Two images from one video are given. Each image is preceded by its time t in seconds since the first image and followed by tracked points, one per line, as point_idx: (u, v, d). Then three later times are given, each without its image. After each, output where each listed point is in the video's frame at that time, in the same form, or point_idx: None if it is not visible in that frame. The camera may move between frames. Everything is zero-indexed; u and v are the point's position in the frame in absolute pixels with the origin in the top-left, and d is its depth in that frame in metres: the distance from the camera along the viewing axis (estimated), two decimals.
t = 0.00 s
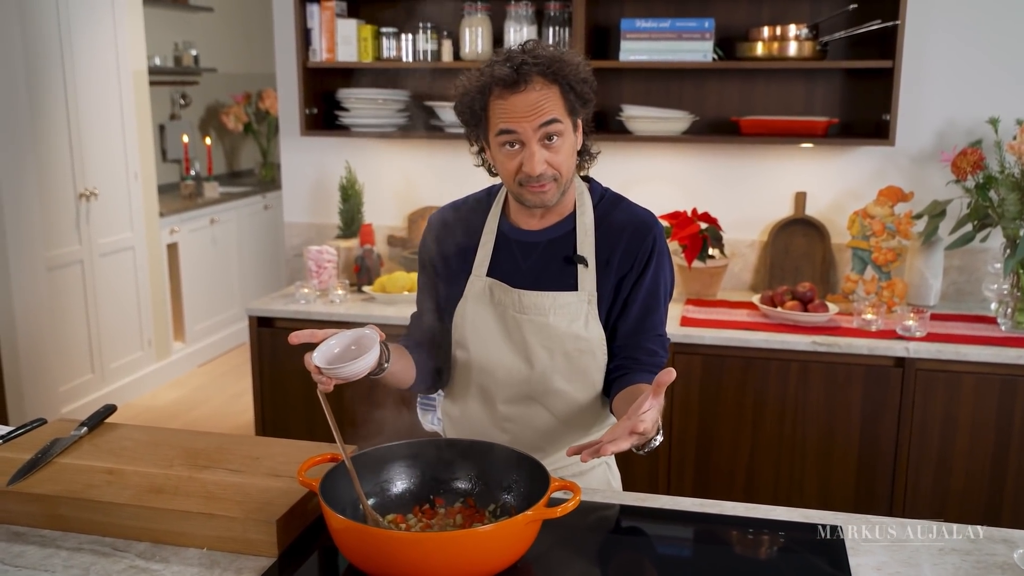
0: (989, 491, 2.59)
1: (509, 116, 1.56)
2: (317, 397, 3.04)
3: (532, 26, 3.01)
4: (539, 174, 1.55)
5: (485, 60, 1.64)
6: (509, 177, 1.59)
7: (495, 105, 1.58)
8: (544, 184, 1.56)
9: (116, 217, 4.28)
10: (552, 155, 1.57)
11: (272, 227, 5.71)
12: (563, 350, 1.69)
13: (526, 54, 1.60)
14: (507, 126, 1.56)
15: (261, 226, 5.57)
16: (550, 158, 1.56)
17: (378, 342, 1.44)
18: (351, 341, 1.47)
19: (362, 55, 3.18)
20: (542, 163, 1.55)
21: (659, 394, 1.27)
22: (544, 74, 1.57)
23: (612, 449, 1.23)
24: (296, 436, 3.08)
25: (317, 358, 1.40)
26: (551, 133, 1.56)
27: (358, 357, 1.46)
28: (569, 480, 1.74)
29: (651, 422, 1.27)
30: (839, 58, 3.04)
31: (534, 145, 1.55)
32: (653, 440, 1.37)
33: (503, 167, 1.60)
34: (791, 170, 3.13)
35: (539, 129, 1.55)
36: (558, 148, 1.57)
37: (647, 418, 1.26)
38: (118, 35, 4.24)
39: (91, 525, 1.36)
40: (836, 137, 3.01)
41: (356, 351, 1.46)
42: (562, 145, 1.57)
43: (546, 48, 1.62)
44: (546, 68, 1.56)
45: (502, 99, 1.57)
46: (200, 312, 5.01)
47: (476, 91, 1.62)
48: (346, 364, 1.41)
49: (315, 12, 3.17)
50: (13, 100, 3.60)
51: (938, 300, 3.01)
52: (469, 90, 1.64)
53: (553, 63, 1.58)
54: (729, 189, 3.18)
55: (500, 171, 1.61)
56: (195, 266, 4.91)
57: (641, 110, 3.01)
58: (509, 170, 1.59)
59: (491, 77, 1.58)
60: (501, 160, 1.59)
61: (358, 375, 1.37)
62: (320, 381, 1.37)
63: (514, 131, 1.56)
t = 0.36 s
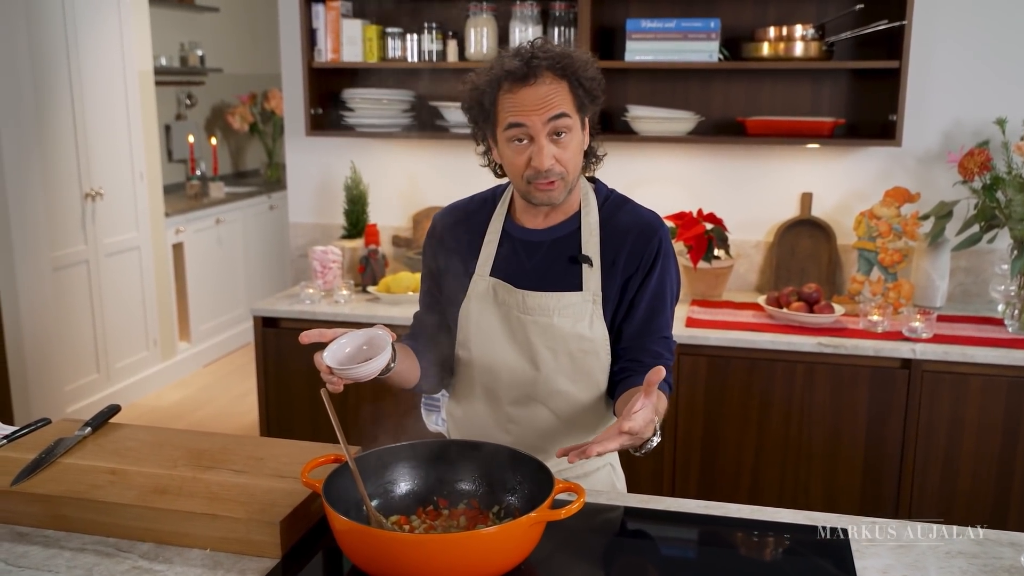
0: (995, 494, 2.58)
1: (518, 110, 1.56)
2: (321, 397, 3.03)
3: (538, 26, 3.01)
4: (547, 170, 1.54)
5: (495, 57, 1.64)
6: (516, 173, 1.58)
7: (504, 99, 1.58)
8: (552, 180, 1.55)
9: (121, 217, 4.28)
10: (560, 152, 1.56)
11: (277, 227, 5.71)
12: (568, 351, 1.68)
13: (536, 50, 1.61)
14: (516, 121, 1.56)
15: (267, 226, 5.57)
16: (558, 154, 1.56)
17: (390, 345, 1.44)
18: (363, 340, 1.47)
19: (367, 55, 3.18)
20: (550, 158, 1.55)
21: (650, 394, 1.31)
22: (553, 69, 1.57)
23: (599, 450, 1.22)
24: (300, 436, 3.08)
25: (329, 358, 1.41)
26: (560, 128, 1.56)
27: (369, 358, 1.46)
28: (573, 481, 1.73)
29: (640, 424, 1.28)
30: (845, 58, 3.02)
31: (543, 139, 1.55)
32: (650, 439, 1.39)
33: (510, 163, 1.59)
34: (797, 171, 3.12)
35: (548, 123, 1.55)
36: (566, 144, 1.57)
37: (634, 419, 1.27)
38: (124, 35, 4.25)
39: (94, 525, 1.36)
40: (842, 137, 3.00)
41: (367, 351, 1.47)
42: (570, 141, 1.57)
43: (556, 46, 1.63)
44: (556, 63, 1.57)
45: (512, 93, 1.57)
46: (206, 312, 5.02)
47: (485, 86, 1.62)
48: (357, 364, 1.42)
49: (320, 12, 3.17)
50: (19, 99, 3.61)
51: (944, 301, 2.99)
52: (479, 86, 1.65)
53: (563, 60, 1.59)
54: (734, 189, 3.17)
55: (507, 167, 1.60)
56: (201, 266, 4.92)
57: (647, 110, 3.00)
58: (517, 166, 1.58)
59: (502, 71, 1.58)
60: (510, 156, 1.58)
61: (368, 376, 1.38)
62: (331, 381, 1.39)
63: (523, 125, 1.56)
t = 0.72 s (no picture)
0: (1000, 493, 2.57)
1: (531, 89, 1.56)
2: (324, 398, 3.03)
3: (540, 25, 3.00)
4: (555, 151, 1.54)
5: (509, 43, 1.66)
6: (523, 156, 1.57)
7: (518, 78, 1.59)
8: (560, 164, 1.54)
9: (124, 217, 4.28)
10: (570, 136, 1.55)
11: (281, 227, 5.71)
12: (570, 352, 1.67)
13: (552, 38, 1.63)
14: (528, 99, 1.56)
15: (270, 227, 5.57)
16: (569, 138, 1.55)
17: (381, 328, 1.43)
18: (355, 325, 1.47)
19: (370, 55, 3.17)
20: (561, 140, 1.54)
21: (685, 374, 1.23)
22: (569, 56, 1.59)
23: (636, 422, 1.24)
24: (303, 437, 3.08)
25: (321, 340, 1.40)
26: (572, 112, 1.56)
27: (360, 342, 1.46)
28: (575, 482, 1.73)
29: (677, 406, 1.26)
30: (849, 56, 3.01)
31: (554, 121, 1.55)
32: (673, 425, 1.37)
33: (518, 145, 1.58)
34: (800, 170, 3.11)
35: (560, 105, 1.55)
36: (577, 130, 1.56)
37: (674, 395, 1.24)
38: (126, 34, 4.25)
39: (96, 526, 1.36)
40: (846, 135, 2.99)
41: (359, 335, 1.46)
42: (581, 128, 1.57)
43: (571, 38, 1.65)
44: (573, 50, 1.59)
45: (527, 72, 1.58)
46: (209, 312, 5.02)
47: (499, 68, 1.63)
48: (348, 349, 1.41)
49: (322, 12, 3.16)
50: (22, 99, 3.61)
51: (949, 300, 2.98)
52: (492, 70, 1.65)
53: (579, 49, 1.61)
54: (738, 188, 3.16)
55: (514, 150, 1.59)
56: (204, 266, 4.91)
57: (650, 109, 2.99)
58: (526, 147, 1.56)
59: (519, 51, 1.60)
60: (518, 137, 1.57)
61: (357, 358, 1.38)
62: (320, 364, 1.38)
63: (536, 105, 1.56)
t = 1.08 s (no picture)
0: (1006, 496, 2.56)
1: (537, 103, 1.55)
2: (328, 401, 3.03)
3: (543, 28, 3.00)
4: (559, 167, 1.54)
5: (518, 49, 1.64)
6: (525, 169, 1.57)
7: (524, 90, 1.57)
8: (562, 180, 1.54)
9: (129, 221, 4.29)
10: (573, 151, 1.55)
11: (285, 230, 5.72)
12: (574, 360, 1.67)
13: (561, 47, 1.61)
14: (533, 114, 1.56)
15: (274, 230, 5.58)
16: (572, 154, 1.55)
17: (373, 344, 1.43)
18: (347, 340, 1.47)
19: (373, 58, 3.17)
20: (563, 157, 1.54)
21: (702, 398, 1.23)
22: (577, 68, 1.57)
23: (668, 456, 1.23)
24: (308, 441, 3.08)
25: (313, 357, 1.40)
26: (576, 128, 1.55)
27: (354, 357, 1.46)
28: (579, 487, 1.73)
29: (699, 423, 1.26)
30: (852, 58, 3.01)
31: (558, 137, 1.54)
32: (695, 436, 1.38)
33: (521, 158, 1.58)
34: (804, 172, 3.10)
35: (566, 121, 1.55)
36: (581, 146, 1.56)
37: (696, 421, 1.25)
38: (130, 39, 4.26)
39: (99, 531, 1.35)
40: (850, 137, 2.98)
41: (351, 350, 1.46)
42: (585, 143, 1.56)
43: (581, 47, 1.63)
44: (581, 62, 1.58)
45: (533, 85, 1.56)
46: (214, 316, 5.02)
47: (506, 76, 1.62)
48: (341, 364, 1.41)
49: (325, 15, 3.17)
50: (27, 104, 3.62)
51: (954, 302, 2.97)
52: (498, 77, 1.64)
53: (587, 61, 1.59)
54: (742, 190, 3.16)
55: (516, 162, 1.59)
56: (208, 269, 4.92)
57: (654, 112, 2.99)
58: (528, 161, 1.57)
59: (526, 62, 1.58)
60: (521, 150, 1.57)
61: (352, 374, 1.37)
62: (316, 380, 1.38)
63: (541, 120, 1.55)
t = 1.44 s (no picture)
0: (1011, 497, 2.55)
1: (539, 106, 1.55)
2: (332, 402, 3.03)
3: (547, 29, 3.00)
4: (560, 171, 1.54)
5: (521, 50, 1.64)
6: (527, 173, 1.58)
7: (527, 92, 1.57)
8: (563, 184, 1.55)
9: (133, 222, 4.30)
10: (575, 155, 1.55)
11: (289, 232, 5.72)
12: (576, 362, 1.67)
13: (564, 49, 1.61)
14: (535, 117, 1.55)
15: (279, 231, 5.59)
16: (573, 158, 1.55)
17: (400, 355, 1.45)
18: (375, 348, 1.48)
19: (377, 59, 3.19)
20: (565, 161, 1.54)
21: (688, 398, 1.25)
22: (580, 71, 1.57)
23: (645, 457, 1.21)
24: (312, 442, 3.09)
25: (338, 365, 1.42)
26: (578, 132, 1.55)
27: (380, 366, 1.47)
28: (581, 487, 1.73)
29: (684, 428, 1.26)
30: (856, 58, 3.01)
31: (560, 141, 1.55)
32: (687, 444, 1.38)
33: (523, 161, 1.58)
34: (808, 172, 3.10)
35: (568, 125, 1.55)
36: (583, 149, 1.56)
37: (679, 422, 1.25)
38: (135, 40, 4.27)
39: (102, 531, 1.36)
40: (855, 137, 2.97)
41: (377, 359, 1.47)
42: (587, 147, 1.57)
43: (585, 49, 1.62)
44: (585, 65, 1.57)
45: (535, 87, 1.56)
46: (219, 317, 5.03)
47: (508, 78, 1.61)
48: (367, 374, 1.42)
49: (329, 17, 3.17)
50: (32, 105, 3.63)
51: (959, 302, 2.96)
52: (501, 78, 1.63)
53: (591, 64, 1.59)
54: (746, 191, 3.16)
55: (518, 166, 1.59)
56: (213, 272, 4.93)
57: (658, 112, 2.98)
58: (530, 165, 1.57)
59: (529, 64, 1.58)
60: (523, 153, 1.57)
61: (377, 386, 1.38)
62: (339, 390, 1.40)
63: (543, 124, 1.55)
